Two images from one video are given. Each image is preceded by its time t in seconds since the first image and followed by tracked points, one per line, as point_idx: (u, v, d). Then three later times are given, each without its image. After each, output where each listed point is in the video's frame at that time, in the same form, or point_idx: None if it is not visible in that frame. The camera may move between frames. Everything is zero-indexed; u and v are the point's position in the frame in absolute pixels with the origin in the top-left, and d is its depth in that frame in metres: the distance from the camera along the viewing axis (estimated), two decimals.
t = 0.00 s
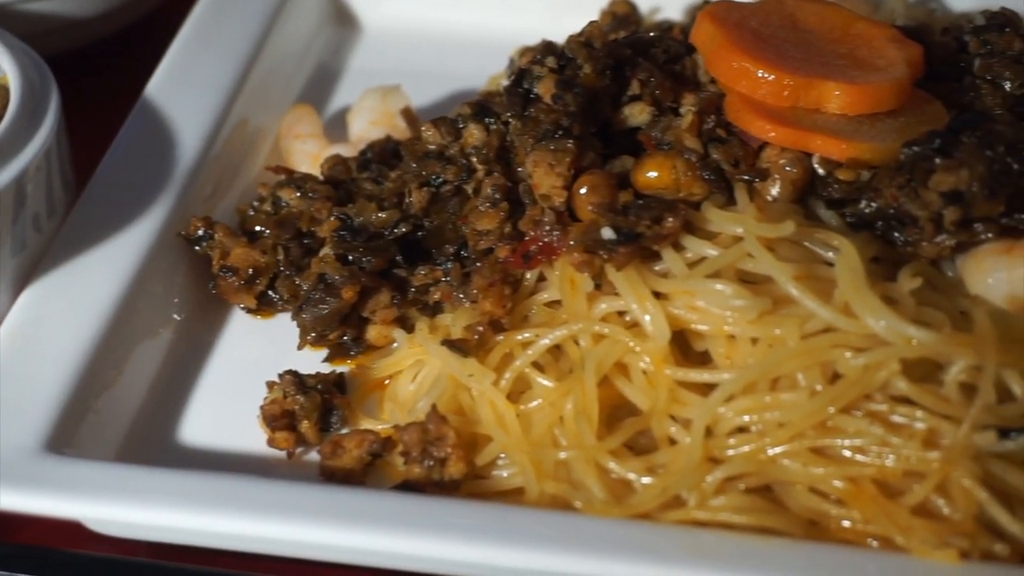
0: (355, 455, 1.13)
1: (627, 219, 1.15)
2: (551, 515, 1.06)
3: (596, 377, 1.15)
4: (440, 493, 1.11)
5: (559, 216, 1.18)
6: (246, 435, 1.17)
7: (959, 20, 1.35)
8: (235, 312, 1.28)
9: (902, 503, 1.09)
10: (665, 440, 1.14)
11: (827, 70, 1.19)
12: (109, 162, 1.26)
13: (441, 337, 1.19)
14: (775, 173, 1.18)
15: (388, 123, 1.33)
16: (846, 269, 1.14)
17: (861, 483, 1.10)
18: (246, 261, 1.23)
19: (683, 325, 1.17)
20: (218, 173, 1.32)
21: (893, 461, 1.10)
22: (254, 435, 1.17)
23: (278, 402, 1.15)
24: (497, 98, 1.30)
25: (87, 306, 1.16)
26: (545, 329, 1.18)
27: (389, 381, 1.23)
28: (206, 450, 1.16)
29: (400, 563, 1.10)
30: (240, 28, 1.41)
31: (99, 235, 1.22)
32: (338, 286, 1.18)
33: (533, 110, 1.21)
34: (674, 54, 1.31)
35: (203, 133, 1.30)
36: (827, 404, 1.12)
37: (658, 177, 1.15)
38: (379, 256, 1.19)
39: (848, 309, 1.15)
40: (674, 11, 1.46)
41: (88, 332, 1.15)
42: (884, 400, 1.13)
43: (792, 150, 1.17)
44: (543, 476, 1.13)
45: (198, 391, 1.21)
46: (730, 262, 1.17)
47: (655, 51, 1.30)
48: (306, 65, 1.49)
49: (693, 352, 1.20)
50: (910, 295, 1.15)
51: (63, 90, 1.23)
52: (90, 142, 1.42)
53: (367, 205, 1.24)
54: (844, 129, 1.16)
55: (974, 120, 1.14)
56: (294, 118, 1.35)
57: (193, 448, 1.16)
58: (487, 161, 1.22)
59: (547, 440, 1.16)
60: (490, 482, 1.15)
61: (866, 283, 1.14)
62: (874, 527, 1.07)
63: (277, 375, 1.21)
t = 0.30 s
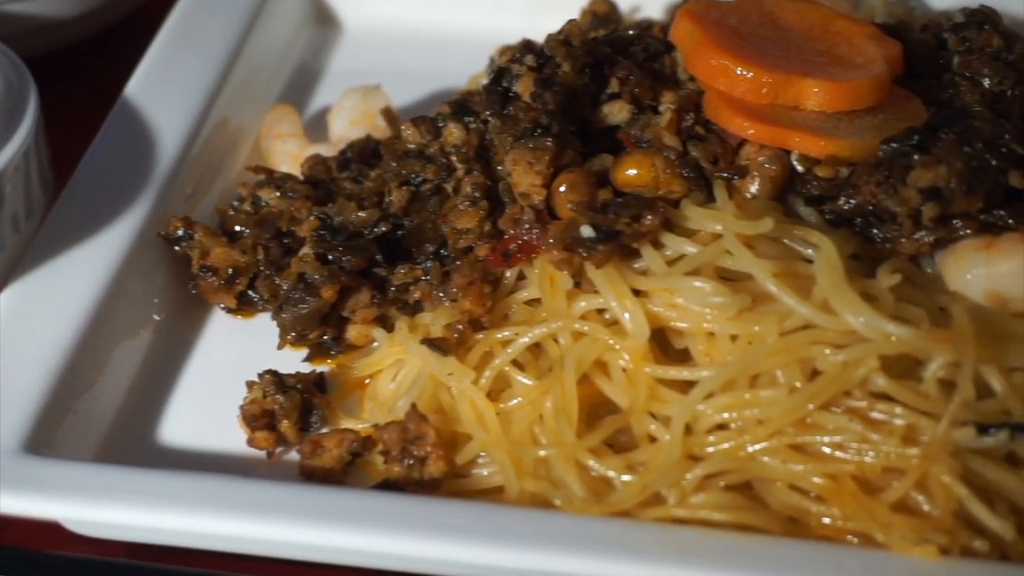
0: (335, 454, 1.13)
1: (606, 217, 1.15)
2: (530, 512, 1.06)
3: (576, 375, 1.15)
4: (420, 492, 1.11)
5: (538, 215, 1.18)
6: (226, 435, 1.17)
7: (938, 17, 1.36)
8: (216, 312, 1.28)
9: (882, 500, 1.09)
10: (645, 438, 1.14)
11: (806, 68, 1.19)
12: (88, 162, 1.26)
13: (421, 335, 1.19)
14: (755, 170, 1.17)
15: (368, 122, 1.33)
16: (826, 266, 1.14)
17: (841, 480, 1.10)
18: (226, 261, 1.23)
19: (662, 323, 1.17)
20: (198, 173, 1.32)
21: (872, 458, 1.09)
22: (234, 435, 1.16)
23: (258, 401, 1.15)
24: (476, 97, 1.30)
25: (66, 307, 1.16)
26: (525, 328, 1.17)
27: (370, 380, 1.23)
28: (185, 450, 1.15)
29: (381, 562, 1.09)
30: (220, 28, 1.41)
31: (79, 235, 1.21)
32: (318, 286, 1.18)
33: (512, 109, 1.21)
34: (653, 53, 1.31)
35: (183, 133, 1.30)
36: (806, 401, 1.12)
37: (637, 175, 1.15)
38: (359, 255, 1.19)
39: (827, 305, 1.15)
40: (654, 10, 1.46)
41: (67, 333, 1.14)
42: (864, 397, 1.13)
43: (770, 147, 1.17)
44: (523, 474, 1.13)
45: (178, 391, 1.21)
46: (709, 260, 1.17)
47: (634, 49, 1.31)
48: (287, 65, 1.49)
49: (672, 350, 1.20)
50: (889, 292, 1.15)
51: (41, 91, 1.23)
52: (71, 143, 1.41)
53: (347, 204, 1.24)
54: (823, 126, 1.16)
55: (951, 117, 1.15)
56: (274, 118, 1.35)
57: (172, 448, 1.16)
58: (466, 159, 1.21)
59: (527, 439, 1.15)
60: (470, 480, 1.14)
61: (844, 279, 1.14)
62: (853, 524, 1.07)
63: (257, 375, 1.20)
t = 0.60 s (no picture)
0: (313, 455, 1.12)
1: (582, 216, 1.15)
2: (507, 511, 1.05)
3: (553, 374, 1.14)
4: (398, 493, 1.10)
5: (515, 214, 1.17)
6: (203, 437, 1.16)
7: (914, 15, 1.36)
8: (193, 314, 1.27)
9: (859, 496, 1.09)
10: (623, 437, 1.14)
11: (782, 66, 1.19)
12: (65, 164, 1.25)
13: (398, 335, 1.19)
14: (730, 169, 1.18)
15: (345, 123, 1.32)
16: (802, 264, 1.14)
17: (818, 477, 1.10)
18: (203, 262, 1.23)
19: (640, 321, 1.17)
20: (176, 174, 1.32)
21: (849, 454, 1.10)
22: (212, 437, 1.16)
23: (234, 403, 1.14)
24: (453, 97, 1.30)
25: (43, 308, 1.15)
26: (502, 327, 1.17)
27: (348, 380, 1.22)
28: (161, 451, 1.15)
29: (360, 562, 1.09)
30: (197, 29, 1.41)
31: (56, 237, 1.21)
32: (295, 286, 1.18)
33: (488, 108, 1.21)
34: (629, 52, 1.31)
35: (160, 133, 1.30)
36: (782, 399, 1.12)
37: (613, 173, 1.16)
38: (336, 255, 1.19)
39: (804, 303, 1.15)
40: (632, 9, 1.45)
41: (44, 334, 1.14)
42: (841, 394, 1.13)
43: (746, 146, 1.17)
44: (501, 473, 1.12)
45: (154, 393, 1.20)
46: (686, 258, 1.17)
47: (610, 48, 1.31)
48: (264, 65, 1.49)
49: (650, 349, 1.19)
50: (866, 288, 1.15)
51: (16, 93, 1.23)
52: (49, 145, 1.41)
53: (324, 204, 1.24)
54: (798, 124, 1.16)
55: (925, 114, 1.16)
56: (251, 118, 1.35)
57: (149, 449, 1.15)
58: (443, 159, 1.22)
59: (504, 438, 1.15)
60: (448, 480, 1.14)
61: (821, 277, 1.14)
62: (830, 521, 1.07)
63: (234, 376, 1.20)
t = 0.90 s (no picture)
0: (293, 457, 1.12)
1: (561, 216, 1.15)
2: (484, 511, 1.05)
3: (532, 374, 1.15)
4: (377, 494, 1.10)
5: (494, 214, 1.18)
6: (182, 439, 1.16)
7: (894, 13, 1.36)
8: (172, 316, 1.26)
9: (839, 495, 1.09)
10: (603, 437, 1.13)
11: (760, 64, 1.19)
12: (45, 166, 1.25)
13: (378, 336, 1.18)
14: (709, 168, 1.18)
15: (325, 124, 1.33)
16: (780, 263, 1.14)
17: (797, 476, 1.10)
18: (183, 263, 1.23)
19: (619, 320, 1.17)
20: (156, 176, 1.32)
21: (828, 453, 1.10)
22: (191, 439, 1.15)
23: (214, 404, 1.15)
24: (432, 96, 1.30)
25: (21, 311, 1.15)
26: (481, 327, 1.17)
27: (328, 382, 1.22)
28: (140, 454, 1.15)
29: (340, 564, 1.09)
30: (176, 30, 1.41)
31: (35, 239, 1.21)
32: (274, 287, 1.18)
33: (466, 108, 1.22)
34: (608, 51, 1.31)
35: (139, 135, 1.30)
36: (761, 398, 1.12)
37: (592, 173, 1.16)
38: (315, 256, 1.19)
39: (782, 302, 1.15)
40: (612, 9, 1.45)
41: (22, 338, 1.13)
42: (819, 393, 1.13)
43: (725, 145, 1.17)
44: (481, 474, 1.12)
45: (134, 396, 1.20)
46: (664, 257, 1.17)
47: (589, 48, 1.31)
48: (244, 67, 1.49)
49: (629, 349, 1.20)
50: (844, 287, 1.15)
51: None
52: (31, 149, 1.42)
53: (303, 205, 1.24)
54: (777, 123, 1.16)
55: (903, 112, 1.16)
56: (231, 120, 1.35)
57: (128, 452, 1.15)
58: (421, 159, 1.22)
59: (484, 439, 1.15)
60: (428, 481, 1.14)
61: (799, 276, 1.13)
62: (809, 520, 1.07)
63: (213, 378, 1.19)
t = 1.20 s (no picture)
0: (268, 459, 1.12)
1: (535, 216, 1.15)
2: (458, 512, 1.05)
3: (506, 374, 1.15)
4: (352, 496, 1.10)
5: (468, 215, 1.18)
6: (158, 442, 1.15)
7: (868, 14, 1.37)
8: (149, 320, 1.26)
9: (812, 493, 1.09)
10: (577, 437, 1.14)
11: (734, 64, 1.19)
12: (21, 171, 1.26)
13: (353, 338, 1.18)
14: (683, 168, 1.17)
15: (301, 126, 1.33)
16: (754, 262, 1.14)
17: (772, 475, 1.10)
18: (158, 266, 1.23)
19: (593, 321, 1.17)
20: (131, 179, 1.32)
21: (802, 452, 1.10)
22: (166, 442, 1.15)
23: (189, 407, 1.14)
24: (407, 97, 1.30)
25: None
26: (455, 328, 1.17)
27: (304, 384, 1.22)
28: (114, 457, 1.15)
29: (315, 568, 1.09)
30: (152, 32, 1.41)
31: (10, 243, 1.21)
32: (249, 290, 1.18)
33: (440, 109, 1.22)
34: (583, 52, 1.32)
35: (115, 138, 1.30)
36: (735, 398, 1.12)
37: (567, 173, 1.15)
38: (290, 258, 1.19)
39: (756, 301, 1.15)
40: (589, 9, 1.46)
41: None
42: (793, 391, 1.13)
43: (699, 145, 1.17)
44: (456, 475, 1.12)
45: (109, 399, 1.19)
46: (638, 257, 1.17)
47: (563, 49, 1.32)
48: (221, 69, 1.49)
49: (604, 349, 1.20)
50: (818, 285, 1.15)
51: None
52: (8, 154, 1.42)
53: (278, 208, 1.25)
54: (750, 123, 1.16)
55: (876, 111, 1.15)
56: (207, 122, 1.35)
57: (102, 456, 1.15)
58: (397, 161, 1.22)
59: (459, 440, 1.15)
60: (404, 482, 1.14)
61: (773, 275, 1.13)
62: (784, 519, 1.07)
63: (188, 381, 1.19)
